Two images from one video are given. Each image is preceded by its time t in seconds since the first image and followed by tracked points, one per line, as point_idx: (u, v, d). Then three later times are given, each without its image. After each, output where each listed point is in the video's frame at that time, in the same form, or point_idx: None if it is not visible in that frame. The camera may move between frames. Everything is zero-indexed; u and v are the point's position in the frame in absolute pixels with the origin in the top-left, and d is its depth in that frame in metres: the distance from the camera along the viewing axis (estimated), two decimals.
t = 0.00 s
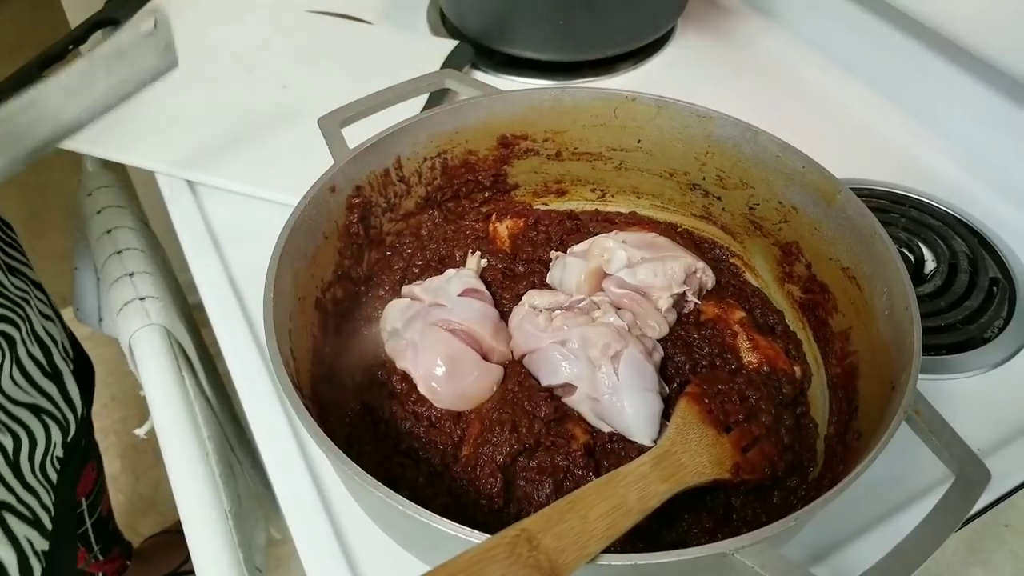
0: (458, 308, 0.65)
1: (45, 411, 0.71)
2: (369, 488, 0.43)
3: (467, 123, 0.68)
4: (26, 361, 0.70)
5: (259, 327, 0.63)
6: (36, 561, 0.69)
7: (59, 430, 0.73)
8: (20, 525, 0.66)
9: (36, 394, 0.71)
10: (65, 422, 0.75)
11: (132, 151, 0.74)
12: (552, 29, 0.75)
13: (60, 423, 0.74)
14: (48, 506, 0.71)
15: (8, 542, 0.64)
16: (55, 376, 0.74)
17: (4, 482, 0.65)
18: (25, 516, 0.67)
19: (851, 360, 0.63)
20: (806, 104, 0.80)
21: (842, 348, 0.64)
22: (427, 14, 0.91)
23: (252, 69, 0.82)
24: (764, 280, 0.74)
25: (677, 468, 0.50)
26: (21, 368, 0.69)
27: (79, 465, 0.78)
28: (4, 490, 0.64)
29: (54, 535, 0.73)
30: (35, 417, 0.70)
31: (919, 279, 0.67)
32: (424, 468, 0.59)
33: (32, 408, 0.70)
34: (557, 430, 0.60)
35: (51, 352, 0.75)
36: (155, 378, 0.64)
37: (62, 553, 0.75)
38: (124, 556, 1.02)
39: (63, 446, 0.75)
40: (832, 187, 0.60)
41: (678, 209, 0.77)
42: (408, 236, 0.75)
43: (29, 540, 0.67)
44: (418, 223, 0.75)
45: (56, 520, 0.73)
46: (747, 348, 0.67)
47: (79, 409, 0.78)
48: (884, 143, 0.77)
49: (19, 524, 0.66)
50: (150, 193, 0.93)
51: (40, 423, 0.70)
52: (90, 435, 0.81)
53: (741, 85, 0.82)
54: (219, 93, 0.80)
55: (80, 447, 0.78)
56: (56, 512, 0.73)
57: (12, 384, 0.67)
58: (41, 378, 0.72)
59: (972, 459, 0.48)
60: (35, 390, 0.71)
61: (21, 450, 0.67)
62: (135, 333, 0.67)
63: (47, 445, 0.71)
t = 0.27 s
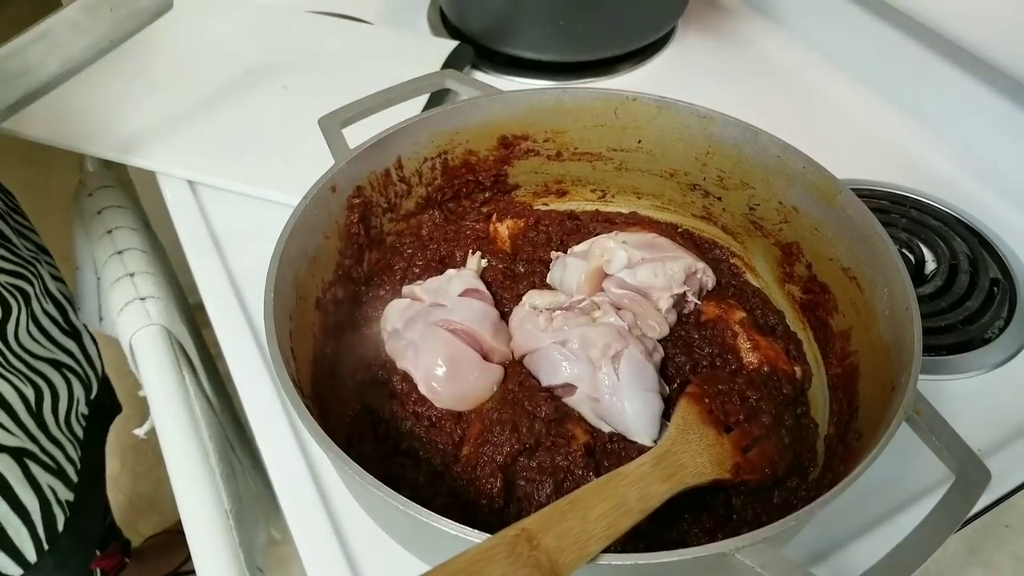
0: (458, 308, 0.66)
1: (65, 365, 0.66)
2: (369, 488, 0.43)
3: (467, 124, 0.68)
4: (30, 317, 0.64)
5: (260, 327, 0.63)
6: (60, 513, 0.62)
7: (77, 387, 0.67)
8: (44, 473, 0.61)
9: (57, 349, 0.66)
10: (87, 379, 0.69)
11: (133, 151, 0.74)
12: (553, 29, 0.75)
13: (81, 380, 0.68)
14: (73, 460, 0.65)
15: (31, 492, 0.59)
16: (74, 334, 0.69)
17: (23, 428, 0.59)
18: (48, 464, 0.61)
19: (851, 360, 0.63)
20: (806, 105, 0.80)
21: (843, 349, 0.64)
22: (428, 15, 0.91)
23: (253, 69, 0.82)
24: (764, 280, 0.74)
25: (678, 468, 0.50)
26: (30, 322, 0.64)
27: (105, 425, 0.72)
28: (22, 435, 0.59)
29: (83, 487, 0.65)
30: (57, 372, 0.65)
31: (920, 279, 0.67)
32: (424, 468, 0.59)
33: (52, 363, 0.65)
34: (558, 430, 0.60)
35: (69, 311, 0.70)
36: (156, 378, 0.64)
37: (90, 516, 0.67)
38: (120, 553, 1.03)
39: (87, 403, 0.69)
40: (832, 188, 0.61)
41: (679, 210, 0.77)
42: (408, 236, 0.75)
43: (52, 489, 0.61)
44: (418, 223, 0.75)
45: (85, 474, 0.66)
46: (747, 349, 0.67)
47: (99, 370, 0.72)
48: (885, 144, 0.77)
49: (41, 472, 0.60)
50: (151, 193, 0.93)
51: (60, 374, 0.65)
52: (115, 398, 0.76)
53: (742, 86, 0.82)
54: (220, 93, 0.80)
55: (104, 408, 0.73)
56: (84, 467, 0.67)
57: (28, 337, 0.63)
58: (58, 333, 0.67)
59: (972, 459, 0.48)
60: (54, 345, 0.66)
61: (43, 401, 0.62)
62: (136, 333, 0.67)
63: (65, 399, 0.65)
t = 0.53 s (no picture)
0: (458, 309, 0.66)
1: (61, 357, 0.66)
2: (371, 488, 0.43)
3: (468, 125, 0.68)
4: (31, 306, 0.63)
5: (261, 327, 0.63)
6: (53, 502, 0.64)
7: (71, 379, 0.68)
8: (39, 464, 0.62)
9: (54, 341, 0.66)
10: (81, 370, 0.70)
11: (135, 152, 0.74)
12: (553, 31, 0.76)
13: (75, 372, 0.69)
14: (65, 451, 0.66)
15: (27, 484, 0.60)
16: (71, 325, 0.69)
17: (20, 420, 0.60)
18: (43, 455, 0.63)
19: (852, 362, 0.63)
20: (807, 106, 0.81)
21: (843, 350, 0.64)
22: (429, 16, 0.91)
23: (254, 70, 0.83)
24: (765, 281, 0.74)
25: (678, 469, 0.50)
26: (31, 312, 0.63)
27: (94, 417, 0.74)
28: (19, 428, 0.59)
29: (74, 476, 0.68)
30: (53, 365, 0.65)
31: (920, 281, 0.67)
32: (425, 469, 0.59)
33: (50, 355, 0.65)
34: (558, 431, 0.60)
35: (67, 302, 0.69)
36: (157, 379, 0.64)
37: (81, 503, 0.70)
38: (118, 552, 1.03)
39: (79, 395, 0.70)
40: (833, 189, 0.61)
41: (680, 211, 0.78)
42: (409, 237, 0.75)
43: (46, 480, 0.63)
44: (420, 224, 0.75)
45: (77, 465, 0.68)
46: (748, 350, 0.67)
47: (92, 361, 0.73)
48: (886, 145, 0.77)
49: (37, 463, 0.62)
50: (152, 193, 0.94)
51: (57, 367, 0.65)
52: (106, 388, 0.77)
53: (742, 87, 0.82)
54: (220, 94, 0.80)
55: (95, 400, 0.74)
56: (75, 456, 0.69)
57: (28, 328, 0.63)
58: (57, 324, 0.67)
59: (973, 460, 0.48)
60: (52, 337, 0.66)
61: (37, 393, 0.62)
62: (137, 334, 0.67)
63: (58, 390, 0.66)
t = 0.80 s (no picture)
0: (460, 309, 0.66)
1: (63, 355, 0.67)
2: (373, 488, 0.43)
3: (470, 126, 0.68)
4: (32, 303, 0.64)
5: (263, 327, 0.63)
6: (60, 500, 0.63)
7: (74, 377, 0.68)
8: (44, 461, 0.61)
9: (56, 338, 0.66)
10: (84, 369, 0.70)
11: (138, 152, 0.74)
12: (555, 32, 0.76)
13: (79, 370, 0.69)
14: (71, 449, 0.66)
15: (33, 480, 0.60)
16: (73, 323, 0.70)
17: (23, 416, 0.59)
18: (48, 453, 0.62)
19: (854, 362, 0.63)
20: (809, 107, 0.81)
21: (845, 350, 0.64)
22: (430, 17, 0.91)
23: (256, 71, 0.83)
24: (766, 281, 0.74)
25: (680, 469, 0.50)
26: (32, 309, 0.64)
27: (99, 417, 0.73)
28: (23, 424, 0.59)
29: (81, 475, 0.67)
30: (56, 361, 0.65)
31: (922, 281, 0.67)
32: (427, 469, 0.59)
33: (52, 351, 0.65)
34: (560, 431, 0.60)
35: (70, 300, 0.70)
36: (159, 379, 0.64)
37: (87, 506, 0.68)
38: (117, 552, 1.03)
39: (84, 394, 0.70)
40: (834, 189, 0.61)
41: (681, 212, 0.78)
42: (411, 238, 0.75)
43: (53, 477, 0.62)
44: (421, 224, 0.76)
45: (84, 463, 0.68)
46: (749, 351, 0.67)
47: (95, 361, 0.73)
48: (887, 146, 0.77)
49: (42, 460, 0.61)
50: (153, 194, 0.94)
51: (60, 363, 0.66)
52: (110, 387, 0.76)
53: (743, 88, 0.82)
54: (222, 95, 0.80)
55: (99, 398, 0.73)
56: (81, 455, 0.68)
57: (30, 325, 0.63)
58: (59, 321, 0.67)
59: (975, 460, 0.48)
60: (54, 334, 0.66)
61: (41, 390, 0.62)
62: (139, 334, 0.67)
63: (61, 387, 0.65)
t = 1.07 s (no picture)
0: (460, 309, 0.66)
1: (54, 363, 0.66)
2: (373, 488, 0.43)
3: (471, 125, 0.68)
4: (22, 310, 0.64)
5: (263, 326, 0.63)
6: (49, 511, 0.63)
7: (65, 385, 0.67)
8: (33, 471, 0.61)
9: (47, 346, 0.66)
10: (75, 376, 0.70)
11: (139, 152, 0.74)
12: (556, 31, 0.76)
13: (70, 378, 0.68)
14: (60, 457, 0.65)
15: (21, 491, 0.60)
16: (65, 331, 0.69)
17: (13, 426, 0.59)
18: (37, 462, 0.62)
19: (855, 362, 0.62)
20: (810, 106, 0.80)
21: (846, 350, 0.64)
22: (431, 17, 0.91)
23: (256, 71, 0.83)
24: (767, 281, 0.74)
25: (680, 469, 0.50)
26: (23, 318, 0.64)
27: (91, 425, 0.73)
28: (12, 433, 0.59)
29: (72, 485, 0.67)
30: (47, 369, 0.65)
31: (923, 281, 0.67)
32: (427, 469, 0.59)
33: (43, 359, 0.65)
34: (561, 431, 0.60)
35: (62, 307, 0.70)
36: (159, 379, 0.64)
37: (78, 516, 0.68)
38: (117, 550, 1.03)
39: (74, 402, 0.69)
40: (835, 189, 0.61)
41: (682, 211, 0.77)
42: (412, 237, 0.75)
43: (41, 487, 0.62)
44: (421, 224, 0.76)
45: (73, 472, 0.67)
46: (750, 350, 0.67)
47: (87, 368, 0.73)
48: (889, 146, 0.77)
49: (31, 470, 0.61)
50: (154, 193, 0.94)
51: (50, 371, 0.65)
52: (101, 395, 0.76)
53: (745, 87, 0.82)
54: (223, 95, 0.80)
55: (90, 406, 0.73)
56: (72, 464, 0.67)
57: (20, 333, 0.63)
58: (51, 329, 0.67)
59: (975, 459, 0.48)
60: (45, 341, 0.66)
61: (31, 399, 0.62)
62: (139, 333, 0.67)
63: (51, 396, 0.65)
